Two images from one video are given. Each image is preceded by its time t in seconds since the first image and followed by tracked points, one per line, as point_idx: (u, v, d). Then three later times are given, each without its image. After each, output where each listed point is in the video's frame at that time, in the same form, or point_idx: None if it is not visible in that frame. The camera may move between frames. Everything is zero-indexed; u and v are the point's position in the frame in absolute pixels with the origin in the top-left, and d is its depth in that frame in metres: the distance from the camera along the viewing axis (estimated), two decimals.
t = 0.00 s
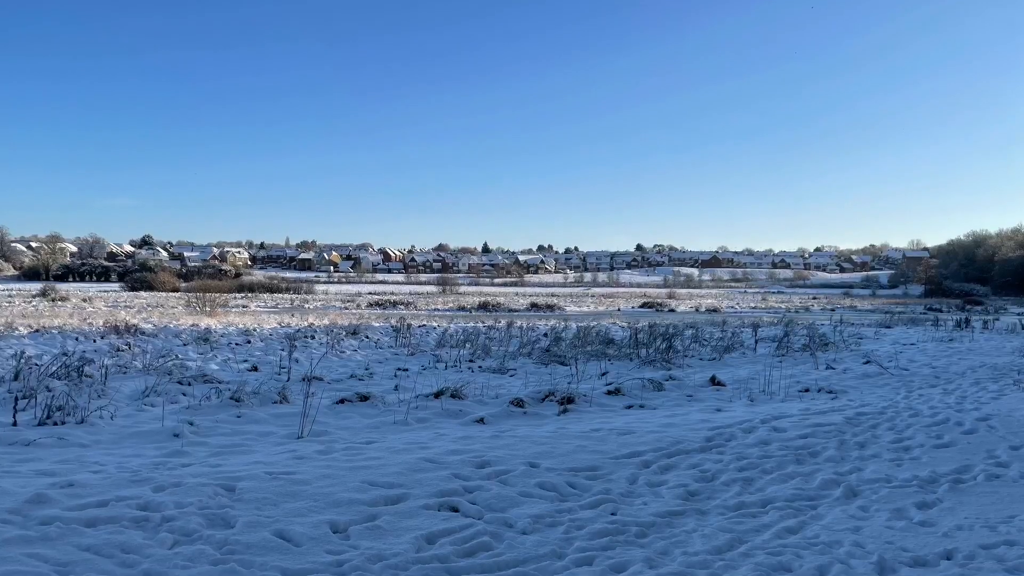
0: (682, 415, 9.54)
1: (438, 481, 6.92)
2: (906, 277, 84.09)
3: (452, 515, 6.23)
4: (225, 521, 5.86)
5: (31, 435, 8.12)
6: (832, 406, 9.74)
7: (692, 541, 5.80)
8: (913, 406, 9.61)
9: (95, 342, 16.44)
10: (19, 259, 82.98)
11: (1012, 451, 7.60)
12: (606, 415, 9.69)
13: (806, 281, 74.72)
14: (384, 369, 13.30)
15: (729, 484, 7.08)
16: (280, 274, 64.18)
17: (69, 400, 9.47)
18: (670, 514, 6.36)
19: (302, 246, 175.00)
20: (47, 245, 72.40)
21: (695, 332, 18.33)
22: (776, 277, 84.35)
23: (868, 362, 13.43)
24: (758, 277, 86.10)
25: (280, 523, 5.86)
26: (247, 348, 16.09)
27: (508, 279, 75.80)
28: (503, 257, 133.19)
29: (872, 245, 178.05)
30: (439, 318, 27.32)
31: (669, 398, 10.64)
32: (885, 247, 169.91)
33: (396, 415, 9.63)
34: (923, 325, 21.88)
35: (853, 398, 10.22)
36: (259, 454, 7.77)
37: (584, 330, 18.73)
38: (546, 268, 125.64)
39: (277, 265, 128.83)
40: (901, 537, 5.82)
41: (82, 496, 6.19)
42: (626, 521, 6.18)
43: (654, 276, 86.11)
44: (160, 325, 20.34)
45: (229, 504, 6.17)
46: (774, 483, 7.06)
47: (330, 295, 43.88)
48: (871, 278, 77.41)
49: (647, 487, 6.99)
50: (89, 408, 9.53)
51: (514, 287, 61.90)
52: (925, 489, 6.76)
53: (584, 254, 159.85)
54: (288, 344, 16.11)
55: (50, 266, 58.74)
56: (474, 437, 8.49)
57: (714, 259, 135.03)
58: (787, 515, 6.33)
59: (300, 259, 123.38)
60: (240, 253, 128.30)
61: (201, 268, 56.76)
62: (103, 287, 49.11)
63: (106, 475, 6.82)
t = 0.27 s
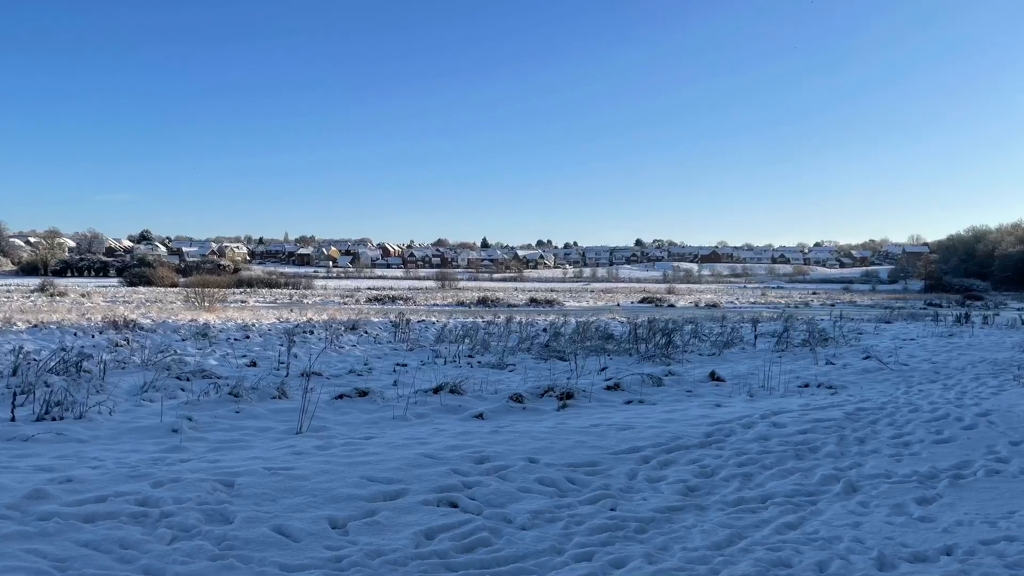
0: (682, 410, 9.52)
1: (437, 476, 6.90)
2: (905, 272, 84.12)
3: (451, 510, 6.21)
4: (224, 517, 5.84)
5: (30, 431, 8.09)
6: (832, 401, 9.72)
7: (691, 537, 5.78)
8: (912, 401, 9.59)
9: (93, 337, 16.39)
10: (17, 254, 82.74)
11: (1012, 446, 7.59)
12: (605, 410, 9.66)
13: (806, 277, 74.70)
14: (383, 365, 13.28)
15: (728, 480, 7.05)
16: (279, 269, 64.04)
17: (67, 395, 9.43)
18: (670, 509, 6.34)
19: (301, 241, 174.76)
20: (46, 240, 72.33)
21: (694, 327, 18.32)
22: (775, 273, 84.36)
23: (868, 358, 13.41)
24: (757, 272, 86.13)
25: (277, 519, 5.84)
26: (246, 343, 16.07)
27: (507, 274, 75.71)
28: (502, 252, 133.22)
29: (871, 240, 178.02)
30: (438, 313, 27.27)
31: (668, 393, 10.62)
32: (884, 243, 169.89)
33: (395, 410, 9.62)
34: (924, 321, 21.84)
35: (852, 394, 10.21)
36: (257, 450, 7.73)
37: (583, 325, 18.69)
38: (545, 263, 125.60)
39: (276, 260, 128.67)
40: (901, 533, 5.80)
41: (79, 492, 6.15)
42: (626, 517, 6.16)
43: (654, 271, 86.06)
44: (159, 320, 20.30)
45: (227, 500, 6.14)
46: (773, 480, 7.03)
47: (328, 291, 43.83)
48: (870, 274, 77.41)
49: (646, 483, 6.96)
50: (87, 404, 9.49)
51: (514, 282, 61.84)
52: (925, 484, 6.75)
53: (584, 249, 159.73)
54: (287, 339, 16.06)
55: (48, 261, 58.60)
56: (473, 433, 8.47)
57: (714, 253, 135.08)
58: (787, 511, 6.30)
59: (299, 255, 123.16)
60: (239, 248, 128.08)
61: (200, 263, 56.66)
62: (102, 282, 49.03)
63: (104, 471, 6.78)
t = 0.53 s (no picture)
0: (681, 405, 9.51)
1: (436, 472, 6.88)
2: (904, 267, 84.16)
3: (450, 505, 6.19)
4: (222, 512, 5.82)
5: (28, 426, 8.05)
6: (831, 396, 9.71)
7: (691, 533, 5.77)
8: (911, 396, 9.58)
9: (91, 333, 16.35)
10: (15, 249, 82.54)
11: (1011, 442, 7.58)
12: (604, 406, 9.65)
13: (805, 272, 74.69)
14: (382, 360, 13.25)
15: (728, 475, 7.04)
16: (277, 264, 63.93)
17: (65, 390, 9.39)
18: (670, 505, 6.32)
19: (300, 236, 174.48)
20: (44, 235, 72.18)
21: (693, 322, 18.30)
22: (774, 267, 84.39)
23: (868, 353, 13.40)
24: (756, 267, 86.17)
25: (276, 514, 5.82)
26: (244, 338, 16.03)
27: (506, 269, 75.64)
28: (501, 248, 133.11)
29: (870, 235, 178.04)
30: (437, 308, 27.24)
31: (667, 389, 10.61)
32: (884, 238, 169.93)
33: (393, 405, 9.60)
34: (923, 315, 21.84)
35: (852, 389, 10.19)
36: (256, 445, 7.71)
37: (583, 320, 18.66)
38: (544, 258, 125.52)
39: (274, 256, 128.53)
40: (901, 528, 5.79)
41: (76, 488, 6.13)
42: (625, 512, 6.15)
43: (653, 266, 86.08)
44: (157, 315, 20.25)
45: (226, 496, 6.12)
46: (772, 475, 7.02)
47: (327, 286, 43.78)
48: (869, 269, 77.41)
49: (645, 478, 6.95)
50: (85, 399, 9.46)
51: (513, 277, 61.82)
52: (925, 480, 6.73)
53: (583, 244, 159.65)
54: (285, 334, 16.03)
55: (46, 256, 58.48)
56: (472, 428, 8.45)
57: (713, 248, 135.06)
58: (786, 507, 6.29)
59: (298, 250, 123.00)
60: (237, 243, 127.85)
61: (198, 258, 56.57)
62: (100, 277, 48.96)
63: (102, 466, 6.76)
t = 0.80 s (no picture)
0: (680, 401, 9.50)
1: (435, 467, 6.86)
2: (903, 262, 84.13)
3: (449, 501, 6.17)
4: (221, 508, 5.80)
5: (26, 422, 8.02)
6: (831, 392, 9.70)
7: (690, 528, 5.75)
8: (911, 391, 9.57)
9: (89, 328, 16.30)
10: (13, 242, 82.27)
11: (1011, 437, 7.56)
12: (603, 401, 9.63)
13: (805, 267, 74.67)
14: (380, 355, 13.22)
15: (727, 471, 7.03)
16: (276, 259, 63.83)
17: (63, 386, 9.36)
18: (669, 501, 6.31)
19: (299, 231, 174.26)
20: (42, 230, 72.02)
21: (693, 317, 18.28)
22: (773, 263, 84.37)
23: (868, 348, 13.39)
24: (755, 262, 86.16)
25: (275, 510, 5.80)
26: (243, 333, 15.98)
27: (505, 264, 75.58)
28: (501, 243, 132.94)
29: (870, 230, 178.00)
30: (436, 303, 27.21)
31: (666, 384, 10.59)
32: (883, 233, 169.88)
33: (392, 401, 9.58)
34: (923, 311, 21.81)
35: (852, 385, 10.18)
36: (255, 441, 7.69)
37: (582, 315, 18.63)
38: (543, 254, 125.39)
39: (273, 250, 128.29)
40: (901, 524, 5.78)
41: (75, 483, 6.10)
42: (624, 507, 6.13)
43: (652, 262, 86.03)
44: (156, 311, 20.21)
45: (224, 491, 6.09)
46: (772, 470, 7.01)
47: (326, 281, 43.69)
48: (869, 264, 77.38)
49: (645, 474, 6.93)
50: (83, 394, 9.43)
51: (512, 273, 61.76)
52: (925, 475, 6.72)
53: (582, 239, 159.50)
54: (284, 329, 15.99)
55: (44, 252, 58.37)
56: (471, 424, 8.43)
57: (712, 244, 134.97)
58: (786, 502, 6.28)
59: (297, 245, 122.81)
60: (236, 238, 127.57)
61: (197, 253, 56.46)
62: (98, 272, 48.85)
63: (100, 461, 6.73)
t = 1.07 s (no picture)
0: (680, 396, 9.49)
1: (435, 463, 6.84)
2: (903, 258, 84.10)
3: (448, 497, 6.16)
4: (220, 503, 5.77)
5: (25, 417, 8.00)
6: (830, 387, 9.69)
7: (690, 524, 5.74)
8: (911, 387, 9.55)
9: (88, 323, 16.27)
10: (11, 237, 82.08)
11: (1011, 433, 7.55)
12: (603, 396, 9.62)
13: (804, 262, 74.65)
14: (380, 351, 13.19)
15: (727, 466, 7.01)
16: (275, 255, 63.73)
17: (61, 381, 9.33)
18: (668, 496, 6.29)
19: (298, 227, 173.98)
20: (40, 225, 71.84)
21: (692, 312, 18.26)
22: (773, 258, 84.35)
23: (867, 343, 13.38)
24: (754, 258, 86.14)
25: (273, 505, 5.77)
26: (242, 329, 15.95)
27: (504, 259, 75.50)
28: (500, 238, 132.81)
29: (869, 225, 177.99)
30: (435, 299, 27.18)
31: (666, 379, 10.58)
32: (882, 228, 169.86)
33: (391, 396, 9.56)
34: (923, 306, 21.80)
35: (851, 380, 10.17)
36: (253, 436, 7.67)
37: (582, 310, 18.61)
38: (543, 249, 125.31)
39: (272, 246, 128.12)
40: (900, 520, 5.77)
41: (74, 479, 6.08)
42: (623, 503, 6.11)
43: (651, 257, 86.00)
44: (154, 306, 20.16)
45: (223, 487, 6.07)
46: (771, 466, 6.99)
47: (326, 276, 43.63)
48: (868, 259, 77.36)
49: (644, 469, 6.92)
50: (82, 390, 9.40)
51: (511, 268, 61.77)
52: (925, 471, 6.71)
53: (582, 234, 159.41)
54: (283, 324, 15.97)
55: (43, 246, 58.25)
56: (470, 419, 8.41)
57: (711, 239, 134.91)
58: (786, 498, 6.26)
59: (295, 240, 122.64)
60: (234, 233, 127.37)
61: (196, 248, 56.32)
62: (97, 267, 48.77)
63: (100, 457, 6.71)
